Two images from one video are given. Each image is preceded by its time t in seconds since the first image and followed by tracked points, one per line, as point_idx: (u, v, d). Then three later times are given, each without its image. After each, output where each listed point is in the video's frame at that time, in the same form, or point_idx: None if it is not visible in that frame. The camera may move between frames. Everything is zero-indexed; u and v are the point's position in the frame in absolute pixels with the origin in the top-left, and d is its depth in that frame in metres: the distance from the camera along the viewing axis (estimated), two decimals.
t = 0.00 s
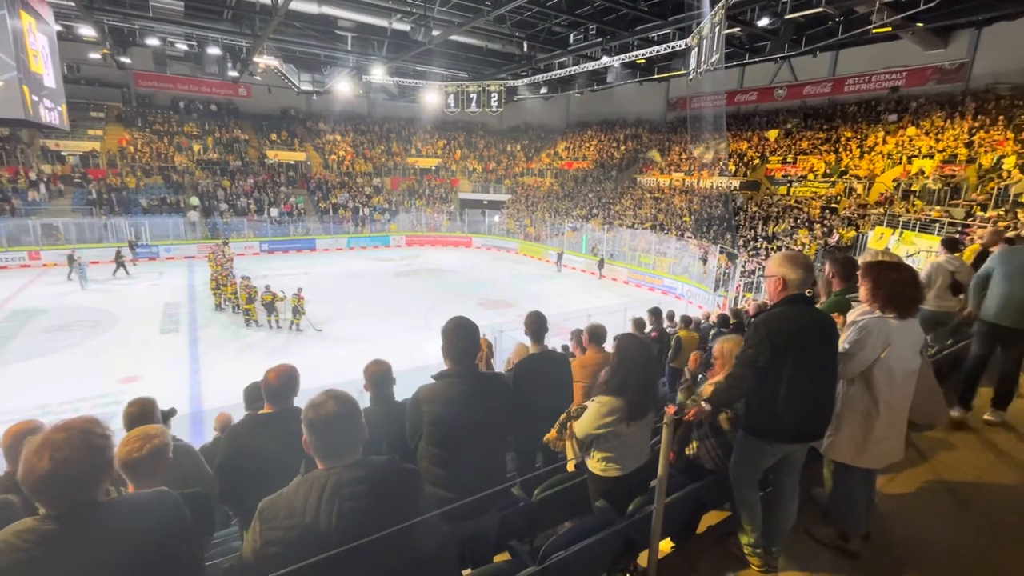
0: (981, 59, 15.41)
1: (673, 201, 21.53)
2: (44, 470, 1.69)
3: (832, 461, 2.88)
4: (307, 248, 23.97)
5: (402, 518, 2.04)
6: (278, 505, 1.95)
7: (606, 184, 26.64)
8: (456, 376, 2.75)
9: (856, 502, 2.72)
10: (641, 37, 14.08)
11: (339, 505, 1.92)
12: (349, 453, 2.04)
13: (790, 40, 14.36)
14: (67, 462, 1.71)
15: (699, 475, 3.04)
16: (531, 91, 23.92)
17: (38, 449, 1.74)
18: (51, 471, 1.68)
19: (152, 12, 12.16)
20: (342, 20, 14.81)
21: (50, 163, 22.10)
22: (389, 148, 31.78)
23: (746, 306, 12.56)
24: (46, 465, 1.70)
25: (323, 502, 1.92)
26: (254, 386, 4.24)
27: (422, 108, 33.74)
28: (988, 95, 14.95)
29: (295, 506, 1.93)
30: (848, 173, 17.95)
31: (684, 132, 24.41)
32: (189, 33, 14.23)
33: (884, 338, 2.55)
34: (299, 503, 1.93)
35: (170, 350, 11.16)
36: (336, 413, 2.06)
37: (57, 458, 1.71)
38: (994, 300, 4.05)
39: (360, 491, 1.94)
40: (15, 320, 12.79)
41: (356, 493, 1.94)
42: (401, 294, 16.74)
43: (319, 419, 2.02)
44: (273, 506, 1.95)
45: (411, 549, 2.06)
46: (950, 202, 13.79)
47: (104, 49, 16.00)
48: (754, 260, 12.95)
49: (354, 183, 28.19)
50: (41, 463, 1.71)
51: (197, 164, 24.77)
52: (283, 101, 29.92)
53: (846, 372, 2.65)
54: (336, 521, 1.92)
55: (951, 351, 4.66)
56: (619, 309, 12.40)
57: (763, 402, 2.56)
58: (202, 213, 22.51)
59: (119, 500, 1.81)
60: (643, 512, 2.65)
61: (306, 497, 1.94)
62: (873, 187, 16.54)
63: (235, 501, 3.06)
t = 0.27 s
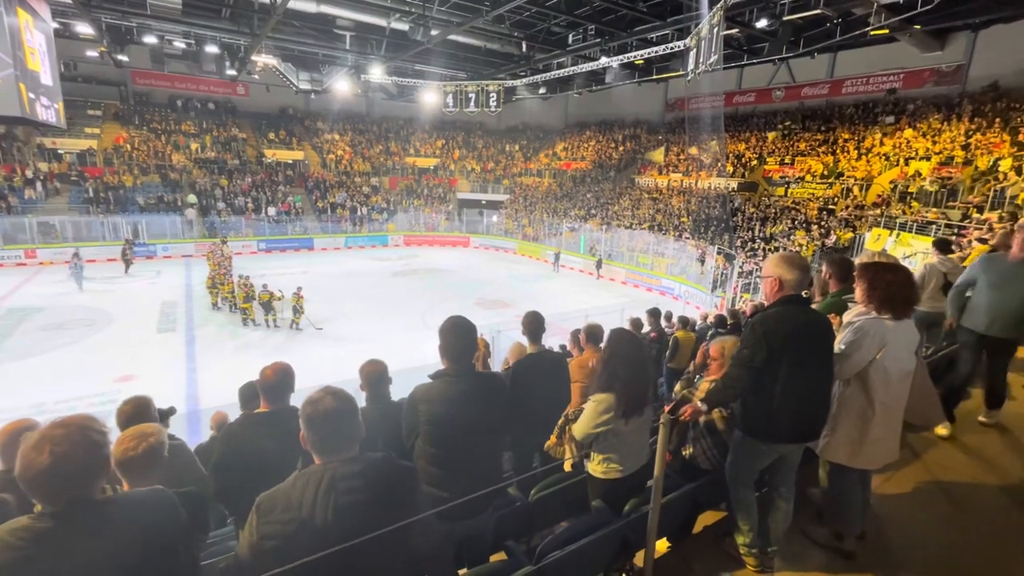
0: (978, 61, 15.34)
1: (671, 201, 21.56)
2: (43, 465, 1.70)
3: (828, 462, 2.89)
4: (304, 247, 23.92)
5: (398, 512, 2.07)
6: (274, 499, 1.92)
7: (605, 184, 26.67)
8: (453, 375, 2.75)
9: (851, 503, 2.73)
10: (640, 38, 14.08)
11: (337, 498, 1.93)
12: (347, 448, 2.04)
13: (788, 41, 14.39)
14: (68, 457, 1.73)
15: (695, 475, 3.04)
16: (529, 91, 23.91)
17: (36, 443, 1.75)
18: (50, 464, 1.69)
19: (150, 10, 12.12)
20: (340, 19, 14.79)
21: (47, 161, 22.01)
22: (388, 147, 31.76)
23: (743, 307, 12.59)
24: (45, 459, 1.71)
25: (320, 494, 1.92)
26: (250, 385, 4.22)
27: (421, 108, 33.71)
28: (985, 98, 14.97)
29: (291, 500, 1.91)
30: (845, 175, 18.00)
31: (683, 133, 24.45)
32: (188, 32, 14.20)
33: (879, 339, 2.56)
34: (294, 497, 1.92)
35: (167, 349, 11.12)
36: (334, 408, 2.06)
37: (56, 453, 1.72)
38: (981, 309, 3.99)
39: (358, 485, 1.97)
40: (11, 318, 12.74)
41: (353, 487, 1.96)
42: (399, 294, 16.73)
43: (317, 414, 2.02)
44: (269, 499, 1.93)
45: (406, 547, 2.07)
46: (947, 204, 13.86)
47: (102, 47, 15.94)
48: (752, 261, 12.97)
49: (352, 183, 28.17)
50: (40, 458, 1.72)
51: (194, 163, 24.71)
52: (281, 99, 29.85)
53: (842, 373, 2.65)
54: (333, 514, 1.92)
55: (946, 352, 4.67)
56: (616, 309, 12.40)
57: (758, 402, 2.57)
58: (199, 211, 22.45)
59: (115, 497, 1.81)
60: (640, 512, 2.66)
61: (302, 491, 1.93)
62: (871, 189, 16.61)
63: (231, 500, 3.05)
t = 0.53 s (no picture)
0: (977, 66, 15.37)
1: (671, 203, 21.57)
2: (42, 464, 1.70)
3: (827, 465, 2.88)
4: (304, 248, 23.93)
5: (396, 510, 2.07)
6: (273, 497, 1.92)
7: (605, 186, 26.69)
8: (452, 376, 2.74)
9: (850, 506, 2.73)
10: (641, 40, 14.10)
11: (335, 496, 1.92)
12: (346, 447, 2.03)
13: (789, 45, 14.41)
14: (66, 456, 1.73)
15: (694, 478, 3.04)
16: (530, 93, 23.92)
17: (34, 443, 1.75)
18: (48, 463, 1.69)
19: (151, 10, 12.15)
20: (341, 20, 14.78)
21: (47, 160, 22.00)
22: (388, 149, 31.79)
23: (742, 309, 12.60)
24: (43, 458, 1.71)
25: (318, 491, 1.92)
26: (248, 386, 4.21)
27: (422, 109, 33.72)
28: (984, 102, 15.03)
29: (290, 498, 1.91)
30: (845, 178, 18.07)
31: (683, 135, 24.47)
32: (189, 32, 14.20)
33: (879, 342, 2.56)
34: (294, 494, 1.91)
35: (165, 349, 11.10)
36: (333, 408, 2.06)
37: (54, 452, 1.72)
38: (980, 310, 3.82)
39: (355, 484, 1.96)
40: (10, 317, 12.73)
41: (352, 485, 1.95)
42: (399, 295, 16.73)
43: (316, 412, 2.02)
44: (268, 498, 1.92)
45: (404, 547, 2.06)
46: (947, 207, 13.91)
47: (104, 47, 15.95)
48: (752, 264, 12.98)
49: (353, 184, 28.19)
50: (39, 456, 1.72)
51: (195, 163, 24.71)
52: (282, 100, 29.86)
53: (842, 376, 2.65)
54: (332, 512, 1.92)
55: (946, 356, 4.67)
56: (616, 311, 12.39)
57: (758, 405, 2.56)
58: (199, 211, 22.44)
59: (111, 498, 1.81)
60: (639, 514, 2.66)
61: (302, 488, 1.92)
62: (871, 192, 16.66)
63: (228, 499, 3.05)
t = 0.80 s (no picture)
0: (986, 65, 15.09)
1: (675, 202, 21.54)
2: (55, 451, 1.70)
3: (839, 462, 2.86)
4: (309, 245, 23.97)
5: (407, 502, 2.06)
6: (285, 487, 1.91)
7: (610, 186, 26.67)
8: (462, 370, 2.72)
9: (859, 505, 2.71)
10: (646, 39, 14.06)
11: (345, 487, 1.90)
12: (359, 438, 2.01)
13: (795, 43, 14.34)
14: (79, 444, 1.73)
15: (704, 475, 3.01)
16: (535, 92, 23.88)
17: (47, 430, 1.74)
18: (60, 452, 1.68)
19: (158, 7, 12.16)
20: (347, 18, 14.81)
21: (54, 157, 22.10)
22: (393, 147, 31.82)
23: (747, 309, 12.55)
24: (56, 446, 1.71)
25: (329, 481, 1.90)
26: (255, 379, 4.20)
27: (426, 108, 33.74)
28: (992, 102, 14.93)
29: (302, 487, 1.90)
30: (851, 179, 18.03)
31: (688, 135, 24.41)
32: (195, 29, 14.22)
33: (894, 339, 2.53)
34: (306, 484, 1.90)
35: (171, 345, 11.15)
36: (345, 398, 2.04)
37: (68, 440, 1.72)
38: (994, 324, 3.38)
39: (367, 474, 1.94)
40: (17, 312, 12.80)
41: (364, 476, 1.93)
42: (403, 293, 16.73)
43: (328, 402, 2.01)
44: (280, 488, 1.91)
45: (415, 540, 2.05)
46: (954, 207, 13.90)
47: (111, 45, 16.00)
48: (757, 263, 12.93)
49: (358, 182, 28.25)
50: (53, 443, 1.71)
51: (200, 160, 24.81)
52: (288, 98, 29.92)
53: (855, 372, 2.63)
54: (342, 503, 1.90)
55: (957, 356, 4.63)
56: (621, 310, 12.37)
57: (770, 401, 2.54)
58: (205, 209, 22.52)
59: (122, 489, 1.80)
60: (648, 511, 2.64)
61: (313, 477, 1.91)
62: (877, 191, 16.62)
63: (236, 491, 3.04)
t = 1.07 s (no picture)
0: (969, 82, 15.59)
1: (667, 213, 21.71)
2: (39, 464, 1.69)
3: (828, 474, 2.88)
4: (300, 253, 23.85)
5: (400, 514, 2.05)
6: (274, 502, 1.89)
7: (602, 196, 26.84)
8: (454, 382, 2.71)
9: (849, 517, 2.72)
10: (638, 52, 14.24)
11: (336, 499, 1.90)
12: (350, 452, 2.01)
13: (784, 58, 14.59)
14: (63, 456, 1.72)
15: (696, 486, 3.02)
16: (528, 102, 24.05)
17: (31, 442, 1.74)
18: (44, 463, 1.68)
19: (150, 14, 12.13)
20: (341, 27, 14.88)
21: (41, 162, 21.86)
22: (386, 155, 31.85)
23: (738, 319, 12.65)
24: (40, 459, 1.70)
25: (321, 492, 1.90)
26: (244, 389, 4.15)
27: (420, 117, 33.84)
28: (976, 117, 15.24)
29: (293, 502, 1.89)
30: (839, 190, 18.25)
31: (679, 146, 24.66)
32: (188, 36, 14.18)
33: (882, 351, 2.57)
34: (296, 499, 1.89)
35: (158, 353, 11.01)
36: (335, 411, 2.04)
37: (52, 452, 1.72)
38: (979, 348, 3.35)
39: (359, 488, 1.93)
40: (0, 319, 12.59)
41: (354, 491, 1.92)
42: (395, 301, 16.68)
43: (319, 414, 2.01)
44: (269, 503, 1.90)
45: (406, 554, 2.04)
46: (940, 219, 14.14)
47: (102, 51, 15.92)
48: (747, 274, 13.04)
49: (350, 190, 28.20)
50: (37, 455, 1.71)
51: (191, 167, 24.66)
52: (280, 105, 29.90)
53: (845, 384, 2.66)
54: (333, 516, 1.89)
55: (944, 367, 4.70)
56: (612, 320, 12.40)
57: (761, 413, 2.56)
58: (194, 216, 22.36)
59: (108, 502, 1.78)
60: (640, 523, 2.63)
61: (304, 493, 1.90)
62: (864, 204, 16.88)
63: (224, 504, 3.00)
